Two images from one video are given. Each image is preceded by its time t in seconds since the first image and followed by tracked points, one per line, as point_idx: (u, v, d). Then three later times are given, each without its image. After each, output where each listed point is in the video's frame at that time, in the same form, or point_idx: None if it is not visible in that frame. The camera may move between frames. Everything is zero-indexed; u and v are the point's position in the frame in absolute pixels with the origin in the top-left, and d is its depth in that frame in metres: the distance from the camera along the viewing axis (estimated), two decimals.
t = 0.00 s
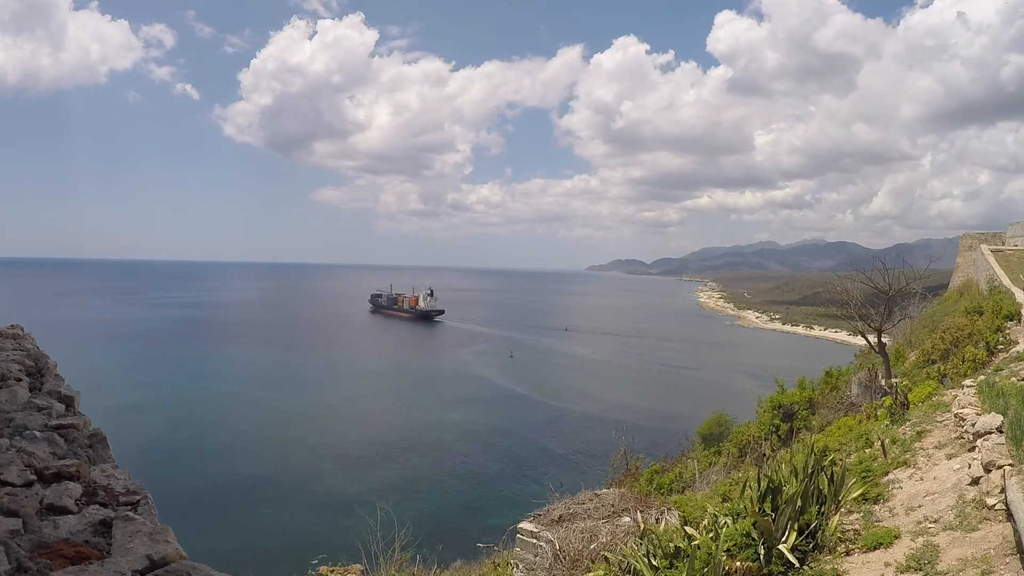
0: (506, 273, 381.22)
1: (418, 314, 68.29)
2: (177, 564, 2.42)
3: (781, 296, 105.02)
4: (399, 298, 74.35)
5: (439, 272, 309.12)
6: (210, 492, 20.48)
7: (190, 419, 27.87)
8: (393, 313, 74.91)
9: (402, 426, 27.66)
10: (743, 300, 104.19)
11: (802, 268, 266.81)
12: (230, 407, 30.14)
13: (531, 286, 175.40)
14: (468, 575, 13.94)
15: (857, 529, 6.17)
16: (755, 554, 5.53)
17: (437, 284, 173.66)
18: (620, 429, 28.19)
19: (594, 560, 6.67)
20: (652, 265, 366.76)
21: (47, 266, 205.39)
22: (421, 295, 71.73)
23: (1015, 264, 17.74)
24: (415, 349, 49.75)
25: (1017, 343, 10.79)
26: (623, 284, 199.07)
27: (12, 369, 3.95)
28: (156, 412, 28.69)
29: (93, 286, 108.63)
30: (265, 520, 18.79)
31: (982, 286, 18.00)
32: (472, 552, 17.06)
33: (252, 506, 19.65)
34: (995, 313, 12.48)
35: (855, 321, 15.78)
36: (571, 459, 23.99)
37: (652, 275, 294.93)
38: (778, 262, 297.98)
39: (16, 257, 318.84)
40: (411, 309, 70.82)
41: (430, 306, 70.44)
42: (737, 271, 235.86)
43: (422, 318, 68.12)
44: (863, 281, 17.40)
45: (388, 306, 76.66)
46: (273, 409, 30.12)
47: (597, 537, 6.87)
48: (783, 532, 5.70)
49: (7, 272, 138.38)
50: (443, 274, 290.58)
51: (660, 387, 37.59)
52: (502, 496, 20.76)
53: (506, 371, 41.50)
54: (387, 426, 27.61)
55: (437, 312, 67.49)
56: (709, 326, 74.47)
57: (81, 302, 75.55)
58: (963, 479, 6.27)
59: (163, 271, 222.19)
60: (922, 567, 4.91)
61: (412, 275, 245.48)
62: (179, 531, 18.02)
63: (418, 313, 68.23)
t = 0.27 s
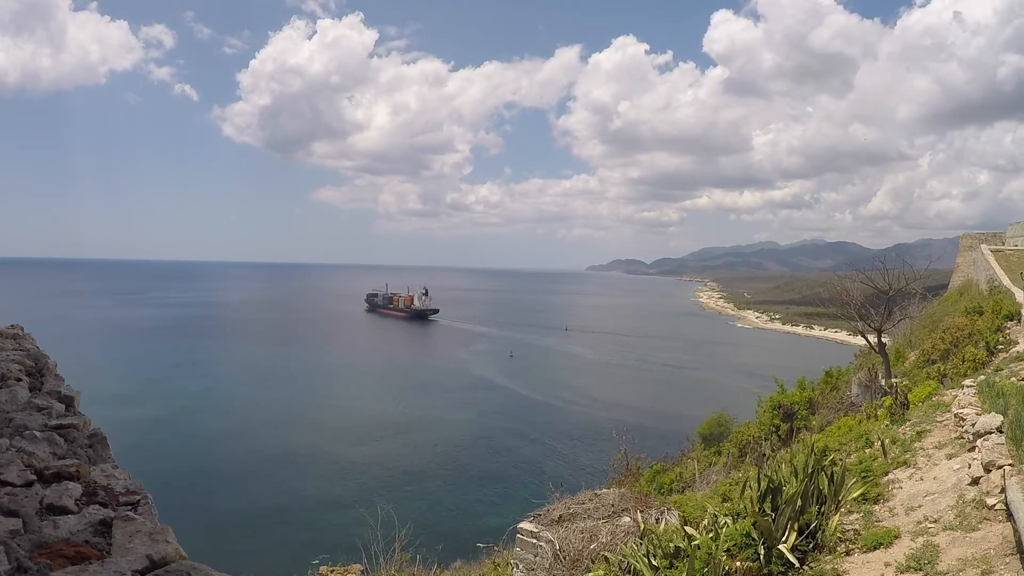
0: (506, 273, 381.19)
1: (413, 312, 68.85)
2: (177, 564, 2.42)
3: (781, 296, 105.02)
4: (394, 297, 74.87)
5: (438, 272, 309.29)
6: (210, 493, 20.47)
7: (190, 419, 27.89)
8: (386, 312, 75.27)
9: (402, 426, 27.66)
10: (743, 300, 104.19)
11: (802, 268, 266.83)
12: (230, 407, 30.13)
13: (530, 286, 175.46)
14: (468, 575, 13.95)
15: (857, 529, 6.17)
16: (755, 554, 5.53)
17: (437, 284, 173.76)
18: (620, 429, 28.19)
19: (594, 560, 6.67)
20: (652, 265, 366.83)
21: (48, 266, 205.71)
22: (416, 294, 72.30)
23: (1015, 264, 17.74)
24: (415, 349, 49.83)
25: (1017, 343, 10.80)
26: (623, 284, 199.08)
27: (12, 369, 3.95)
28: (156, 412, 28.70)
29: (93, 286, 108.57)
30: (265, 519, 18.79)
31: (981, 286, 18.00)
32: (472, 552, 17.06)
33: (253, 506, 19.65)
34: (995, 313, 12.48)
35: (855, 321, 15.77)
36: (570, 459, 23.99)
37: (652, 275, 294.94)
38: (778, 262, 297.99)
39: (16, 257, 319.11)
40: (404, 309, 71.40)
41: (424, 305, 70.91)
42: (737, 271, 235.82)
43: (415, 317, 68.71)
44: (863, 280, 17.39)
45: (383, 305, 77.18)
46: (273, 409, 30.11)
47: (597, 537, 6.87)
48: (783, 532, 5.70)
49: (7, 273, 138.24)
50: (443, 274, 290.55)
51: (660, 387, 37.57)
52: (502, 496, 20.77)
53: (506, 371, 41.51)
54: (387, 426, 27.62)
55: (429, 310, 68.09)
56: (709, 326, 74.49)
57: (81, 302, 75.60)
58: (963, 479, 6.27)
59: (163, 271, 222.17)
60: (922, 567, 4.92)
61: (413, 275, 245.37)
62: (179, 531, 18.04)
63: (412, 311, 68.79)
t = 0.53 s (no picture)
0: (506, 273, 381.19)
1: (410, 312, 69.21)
2: (176, 565, 2.42)
3: (781, 296, 105.02)
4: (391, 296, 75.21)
5: (438, 272, 309.44)
6: (210, 493, 20.46)
7: (190, 419, 27.90)
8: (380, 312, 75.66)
9: (402, 426, 27.68)
10: (743, 300, 104.20)
11: (802, 269, 266.80)
12: (230, 407, 30.14)
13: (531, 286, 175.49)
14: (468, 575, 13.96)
15: (857, 529, 6.17)
16: (755, 554, 5.53)
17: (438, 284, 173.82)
18: (620, 429, 28.19)
19: (594, 560, 6.67)
20: (652, 265, 366.91)
21: (48, 266, 205.92)
22: (410, 294, 72.97)
23: (1015, 264, 17.75)
24: (415, 349, 49.85)
25: (1017, 343, 10.80)
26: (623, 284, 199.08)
27: (12, 369, 3.95)
28: (157, 412, 28.71)
29: (94, 286, 108.61)
30: (265, 520, 18.79)
31: (981, 286, 18.00)
32: (472, 552, 17.07)
33: (252, 506, 19.66)
34: (995, 313, 12.48)
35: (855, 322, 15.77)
36: (570, 459, 23.99)
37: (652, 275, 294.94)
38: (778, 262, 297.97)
39: (16, 257, 319.24)
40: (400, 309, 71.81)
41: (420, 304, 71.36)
42: (737, 272, 235.83)
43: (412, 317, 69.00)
44: (863, 280, 17.39)
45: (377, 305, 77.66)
46: (273, 409, 30.12)
47: (597, 537, 6.87)
48: (783, 532, 5.70)
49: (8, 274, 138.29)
50: (444, 274, 290.59)
51: (660, 386, 37.59)
52: (502, 496, 20.77)
53: (506, 371, 41.53)
54: (386, 426, 27.59)
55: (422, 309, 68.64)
56: (709, 325, 74.49)
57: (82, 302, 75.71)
58: (963, 479, 6.26)
59: (163, 271, 222.14)
60: (921, 567, 4.92)
61: (413, 275, 245.46)
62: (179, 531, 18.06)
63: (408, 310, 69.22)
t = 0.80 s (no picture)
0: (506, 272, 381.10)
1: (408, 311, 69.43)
2: (177, 564, 2.42)
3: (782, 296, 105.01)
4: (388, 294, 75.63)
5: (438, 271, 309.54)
6: (210, 493, 20.46)
7: (190, 419, 27.90)
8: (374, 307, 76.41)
9: (401, 426, 27.67)
10: (743, 300, 104.20)
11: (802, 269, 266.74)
12: (229, 407, 30.13)
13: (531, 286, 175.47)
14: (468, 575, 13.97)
15: (857, 529, 6.18)
16: (755, 555, 5.52)
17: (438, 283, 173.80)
18: (621, 429, 28.20)
19: (594, 560, 6.67)
20: (652, 265, 366.94)
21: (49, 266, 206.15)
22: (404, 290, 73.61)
23: (1015, 264, 17.76)
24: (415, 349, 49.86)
25: (1017, 343, 10.79)
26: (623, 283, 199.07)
27: (12, 369, 3.95)
28: (157, 412, 28.73)
29: (95, 286, 108.68)
30: (264, 520, 18.79)
31: (981, 286, 18.01)
32: (472, 552, 17.08)
33: (253, 506, 19.68)
34: (995, 313, 12.48)
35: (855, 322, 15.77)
36: (570, 459, 24.00)
37: (652, 275, 294.92)
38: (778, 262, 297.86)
39: (16, 257, 319.32)
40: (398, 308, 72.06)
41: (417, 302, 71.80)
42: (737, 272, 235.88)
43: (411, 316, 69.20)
44: (863, 280, 17.40)
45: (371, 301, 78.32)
46: (273, 409, 30.15)
47: (597, 538, 6.87)
48: (783, 532, 5.70)
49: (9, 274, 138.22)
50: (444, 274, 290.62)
51: (660, 387, 37.58)
52: (503, 496, 20.77)
53: (507, 371, 41.54)
54: (387, 426, 27.58)
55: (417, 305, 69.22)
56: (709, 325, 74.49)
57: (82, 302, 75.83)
58: (963, 479, 6.27)
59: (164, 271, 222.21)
60: (921, 567, 4.92)
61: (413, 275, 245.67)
62: (180, 531, 18.08)
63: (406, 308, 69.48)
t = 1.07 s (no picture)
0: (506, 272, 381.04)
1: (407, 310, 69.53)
2: (177, 564, 2.42)
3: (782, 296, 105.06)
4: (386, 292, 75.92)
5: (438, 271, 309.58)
6: (210, 493, 20.44)
7: (189, 419, 27.89)
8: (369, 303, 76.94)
9: (401, 426, 27.69)
10: (744, 300, 104.17)
11: (802, 269, 266.80)
12: (229, 407, 30.12)
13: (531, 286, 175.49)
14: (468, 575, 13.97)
15: (857, 529, 6.18)
16: (755, 555, 5.52)
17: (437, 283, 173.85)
18: (621, 429, 28.21)
19: (593, 560, 6.67)
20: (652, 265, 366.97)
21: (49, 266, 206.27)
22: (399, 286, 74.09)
23: (1015, 264, 17.76)
24: (415, 349, 49.85)
25: (1017, 343, 10.79)
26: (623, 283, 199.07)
27: (12, 369, 3.95)
28: (156, 412, 28.73)
29: (95, 286, 108.92)
30: (264, 520, 18.78)
31: (982, 286, 18.01)
32: (472, 552, 17.09)
33: (253, 506, 19.69)
34: (995, 313, 12.48)
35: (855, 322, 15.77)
36: (570, 459, 24.00)
37: (652, 275, 294.88)
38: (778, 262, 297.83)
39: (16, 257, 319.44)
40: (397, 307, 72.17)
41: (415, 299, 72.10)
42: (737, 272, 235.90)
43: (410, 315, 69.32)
44: (863, 280, 17.39)
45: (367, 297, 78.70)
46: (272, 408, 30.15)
47: (597, 538, 6.87)
48: (783, 532, 5.70)
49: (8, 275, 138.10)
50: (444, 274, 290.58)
51: (660, 387, 37.60)
52: (502, 496, 20.77)
53: (507, 371, 41.56)
54: (386, 426, 27.55)
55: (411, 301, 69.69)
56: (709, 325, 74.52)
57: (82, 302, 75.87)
58: (963, 479, 6.26)
59: (163, 270, 222.07)
60: (921, 567, 4.92)
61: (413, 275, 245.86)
62: (180, 532, 18.08)
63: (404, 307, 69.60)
